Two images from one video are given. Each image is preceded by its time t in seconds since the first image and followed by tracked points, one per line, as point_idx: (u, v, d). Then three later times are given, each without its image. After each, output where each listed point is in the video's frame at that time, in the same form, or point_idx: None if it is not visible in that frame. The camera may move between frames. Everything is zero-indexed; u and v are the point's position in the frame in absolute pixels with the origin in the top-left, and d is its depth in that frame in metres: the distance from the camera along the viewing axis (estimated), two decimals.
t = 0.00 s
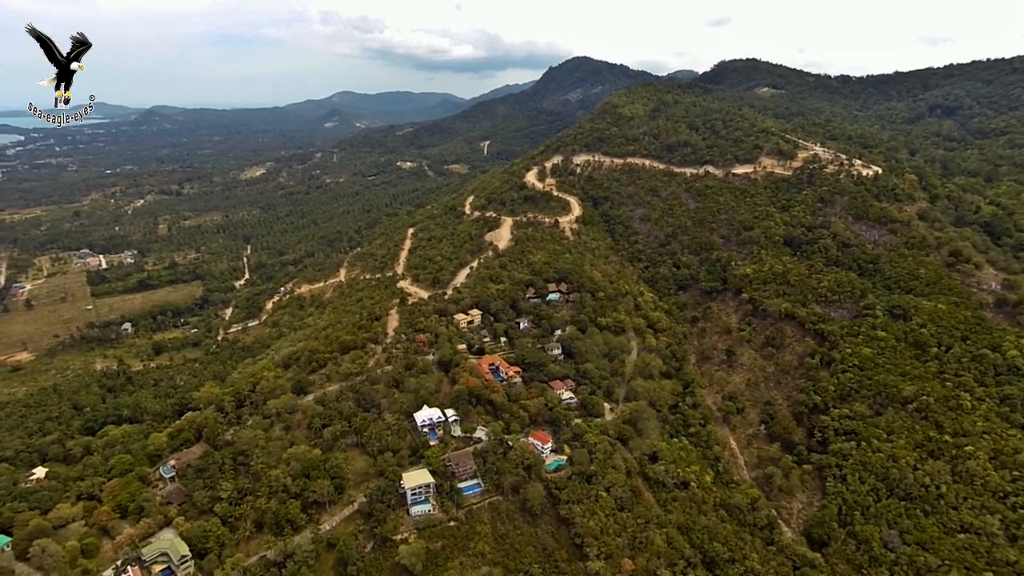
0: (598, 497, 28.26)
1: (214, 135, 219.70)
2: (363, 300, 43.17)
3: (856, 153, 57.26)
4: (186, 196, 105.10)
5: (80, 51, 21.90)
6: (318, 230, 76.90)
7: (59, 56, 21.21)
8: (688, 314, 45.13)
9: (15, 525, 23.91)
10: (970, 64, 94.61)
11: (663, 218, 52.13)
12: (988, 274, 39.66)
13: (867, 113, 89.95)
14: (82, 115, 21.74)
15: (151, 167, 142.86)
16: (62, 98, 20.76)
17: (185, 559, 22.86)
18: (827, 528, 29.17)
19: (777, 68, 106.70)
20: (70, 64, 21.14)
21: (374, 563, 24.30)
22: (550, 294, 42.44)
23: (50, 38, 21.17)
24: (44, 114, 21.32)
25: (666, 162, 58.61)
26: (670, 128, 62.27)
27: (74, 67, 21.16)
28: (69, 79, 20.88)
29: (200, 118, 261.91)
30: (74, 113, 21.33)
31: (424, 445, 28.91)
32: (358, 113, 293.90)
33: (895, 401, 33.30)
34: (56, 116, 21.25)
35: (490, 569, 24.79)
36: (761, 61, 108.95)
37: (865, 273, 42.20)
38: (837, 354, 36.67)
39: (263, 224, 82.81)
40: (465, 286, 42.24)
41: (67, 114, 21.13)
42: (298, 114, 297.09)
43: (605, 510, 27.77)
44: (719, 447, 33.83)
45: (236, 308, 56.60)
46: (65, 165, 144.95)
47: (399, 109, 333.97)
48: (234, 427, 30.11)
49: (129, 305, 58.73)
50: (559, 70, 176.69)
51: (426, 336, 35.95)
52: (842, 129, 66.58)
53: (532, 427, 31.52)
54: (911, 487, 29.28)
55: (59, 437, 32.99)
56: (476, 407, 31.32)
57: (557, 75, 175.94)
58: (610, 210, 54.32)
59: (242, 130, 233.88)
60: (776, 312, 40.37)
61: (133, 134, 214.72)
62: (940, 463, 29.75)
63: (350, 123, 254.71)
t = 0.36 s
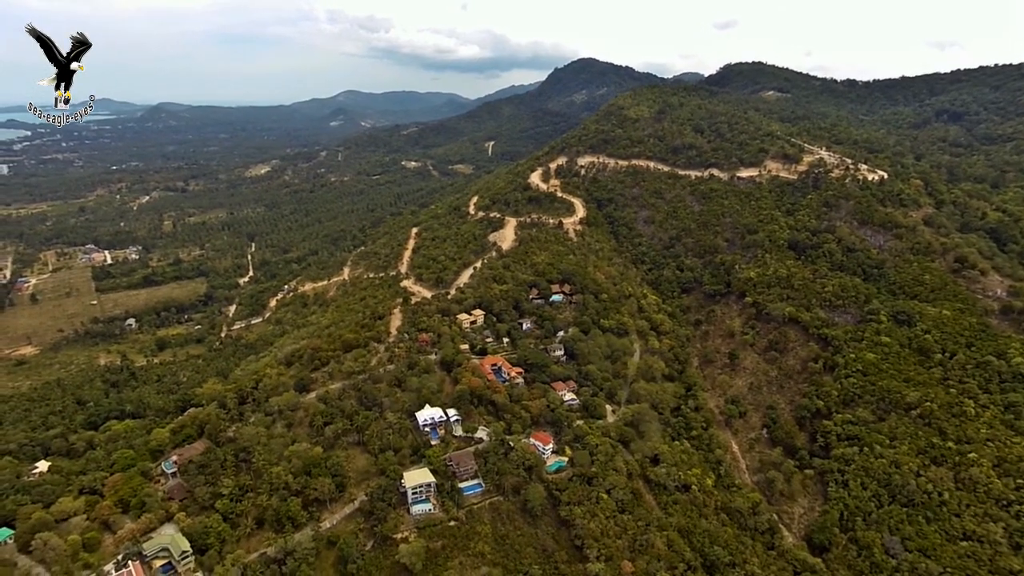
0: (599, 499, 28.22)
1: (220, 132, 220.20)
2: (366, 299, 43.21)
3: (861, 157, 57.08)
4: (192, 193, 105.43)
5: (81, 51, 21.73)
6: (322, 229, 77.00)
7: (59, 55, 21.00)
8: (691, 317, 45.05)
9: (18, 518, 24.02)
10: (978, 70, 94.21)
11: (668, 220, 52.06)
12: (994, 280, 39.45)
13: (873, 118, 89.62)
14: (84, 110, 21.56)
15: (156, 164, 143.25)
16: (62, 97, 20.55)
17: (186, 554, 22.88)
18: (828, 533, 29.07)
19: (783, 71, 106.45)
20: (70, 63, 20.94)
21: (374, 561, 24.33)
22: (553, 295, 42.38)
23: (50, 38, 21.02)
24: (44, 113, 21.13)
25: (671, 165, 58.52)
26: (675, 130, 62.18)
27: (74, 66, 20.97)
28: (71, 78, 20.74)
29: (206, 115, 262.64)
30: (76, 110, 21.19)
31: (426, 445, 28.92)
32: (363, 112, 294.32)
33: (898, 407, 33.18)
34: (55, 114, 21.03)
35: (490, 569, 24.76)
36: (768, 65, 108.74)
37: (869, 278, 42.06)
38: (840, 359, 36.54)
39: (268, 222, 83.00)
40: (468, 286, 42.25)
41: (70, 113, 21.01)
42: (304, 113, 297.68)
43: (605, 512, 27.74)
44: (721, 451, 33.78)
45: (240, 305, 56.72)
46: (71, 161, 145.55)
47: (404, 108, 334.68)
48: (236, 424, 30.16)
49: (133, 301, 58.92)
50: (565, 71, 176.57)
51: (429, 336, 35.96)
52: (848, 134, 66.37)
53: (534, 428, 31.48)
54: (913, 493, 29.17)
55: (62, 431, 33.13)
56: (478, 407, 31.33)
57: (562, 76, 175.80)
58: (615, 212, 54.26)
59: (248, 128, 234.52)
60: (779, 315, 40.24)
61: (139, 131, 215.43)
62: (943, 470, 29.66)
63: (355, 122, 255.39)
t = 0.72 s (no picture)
0: (628, 507, 27.87)
1: (267, 128, 226.59)
2: (403, 295, 43.72)
3: (915, 167, 54.88)
4: (239, 186, 108.77)
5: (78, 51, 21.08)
6: (361, 225, 78.38)
7: (55, 54, 20.38)
8: (730, 327, 44.03)
9: (69, 489, 25.18)
10: None
11: (709, 226, 51.05)
12: None
13: (928, 126, 86.13)
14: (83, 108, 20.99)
15: (206, 158, 148.28)
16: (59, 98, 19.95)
17: (222, 535, 23.54)
18: (867, 557, 27.97)
19: (833, 76, 103.27)
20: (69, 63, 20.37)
21: (402, 554, 24.57)
22: (589, 298, 42.00)
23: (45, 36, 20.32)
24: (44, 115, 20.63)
25: (714, 170, 57.37)
26: (719, 135, 60.96)
27: (73, 66, 20.36)
28: (69, 77, 20.15)
29: (255, 111, 270.71)
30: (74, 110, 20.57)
31: (457, 442, 29.09)
32: (405, 111, 298.45)
33: (947, 430, 31.69)
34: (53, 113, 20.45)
35: (516, 570, 24.67)
36: (817, 69, 105.67)
37: (920, 293, 40.32)
38: (886, 377, 35.13)
39: (310, 217, 84.99)
40: (504, 286, 42.30)
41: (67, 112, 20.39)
42: (348, 111, 303.72)
43: (634, 521, 27.36)
44: (757, 465, 32.92)
45: (281, 296, 58.18)
46: (128, 152, 152.06)
47: (445, 108, 338.01)
48: (274, 411, 30.89)
49: (181, 288, 61.08)
50: (607, 72, 175.34)
51: (464, 334, 36.16)
52: (901, 142, 63.91)
53: (565, 431, 31.25)
54: (961, 521, 27.78)
55: (111, 410, 34.54)
56: (509, 407, 31.32)
57: (604, 77, 174.61)
58: (654, 216, 53.51)
59: (293, 125, 240.66)
60: (823, 328, 38.94)
61: (191, 125, 223.53)
62: (994, 498, 28.20)
63: (397, 121, 259.25)
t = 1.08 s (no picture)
0: (707, 531, 26.58)
1: (377, 124, 238.65)
2: (493, 292, 44.36)
3: None
4: (348, 178, 115.42)
5: (81, 50, 20.19)
6: (458, 221, 80.48)
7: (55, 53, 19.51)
8: (837, 353, 40.75)
9: (182, 442, 27.75)
10: None
11: (820, 243, 47.56)
12: None
13: None
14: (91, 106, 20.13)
15: (320, 150, 158.61)
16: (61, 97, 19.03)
17: (309, 502, 24.98)
18: None
19: (979, 84, 92.78)
20: (72, 60, 19.51)
21: (473, 545, 24.92)
22: (682, 309, 40.43)
23: (43, 35, 19.49)
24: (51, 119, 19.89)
25: (830, 183, 53.38)
26: (839, 145, 56.62)
27: (75, 63, 19.45)
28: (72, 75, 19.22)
29: (367, 108, 286.18)
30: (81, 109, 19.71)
31: (535, 442, 29.03)
32: (507, 111, 303.37)
33: None
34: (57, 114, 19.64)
35: None
36: (960, 76, 95.41)
37: None
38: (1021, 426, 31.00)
39: (410, 210, 88.53)
40: (594, 290, 41.76)
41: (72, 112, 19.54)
42: (453, 109, 313.45)
43: (713, 546, 26.08)
44: (856, 506, 30.25)
45: (379, 284, 61.01)
46: (254, 142, 165.91)
47: (546, 109, 340.02)
48: (365, 392, 32.37)
49: (290, 270, 65.72)
50: (717, 76, 168.50)
51: (550, 335, 36.08)
52: None
53: (647, 444, 30.28)
54: None
55: (224, 375, 37.77)
56: (591, 412, 30.79)
57: (714, 81, 167.84)
58: (759, 229, 50.62)
59: (401, 122, 251.87)
60: (947, 364, 35.06)
61: (310, 119, 240.11)
62: None
63: (499, 121, 264.00)
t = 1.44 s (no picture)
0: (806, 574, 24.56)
1: (492, 123, 244.40)
2: (595, 296, 43.86)
3: None
4: (461, 174, 119.30)
5: (80, 49, 20.91)
6: (564, 222, 80.43)
7: (56, 52, 20.27)
8: (980, 397, 35.88)
9: (294, 409, 30.07)
10: None
11: (970, 271, 42.15)
12: None
13: None
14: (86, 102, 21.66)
15: (438, 146, 165.30)
16: (61, 91, 20.27)
17: (400, 480, 26.09)
18: None
19: None
20: (72, 58, 20.45)
21: (553, 547, 24.74)
22: (799, 332, 37.50)
23: (44, 36, 19.95)
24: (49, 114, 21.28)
25: (988, 205, 47.12)
26: (1003, 162, 49.82)
27: (74, 60, 20.42)
28: (73, 70, 20.44)
29: (485, 107, 293.98)
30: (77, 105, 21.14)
31: (626, 452, 28.31)
32: (623, 113, 298.65)
33: None
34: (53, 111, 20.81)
35: None
36: None
37: None
38: None
39: (519, 208, 89.81)
40: (702, 303, 39.97)
41: (64, 107, 20.58)
42: (568, 110, 313.80)
43: None
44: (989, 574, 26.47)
45: (482, 278, 62.47)
46: (378, 137, 176.35)
47: (664, 113, 330.44)
48: (461, 381, 33.23)
49: (401, 258, 69.10)
50: (858, 80, 154.75)
51: (651, 346, 35.05)
52: None
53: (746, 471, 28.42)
54: None
55: (335, 351, 40.46)
56: (688, 430, 29.44)
57: (854, 86, 154.30)
58: (896, 251, 45.82)
59: (516, 121, 256.00)
60: None
61: (431, 117, 251.08)
62: None
63: (614, 123, 260.57)
